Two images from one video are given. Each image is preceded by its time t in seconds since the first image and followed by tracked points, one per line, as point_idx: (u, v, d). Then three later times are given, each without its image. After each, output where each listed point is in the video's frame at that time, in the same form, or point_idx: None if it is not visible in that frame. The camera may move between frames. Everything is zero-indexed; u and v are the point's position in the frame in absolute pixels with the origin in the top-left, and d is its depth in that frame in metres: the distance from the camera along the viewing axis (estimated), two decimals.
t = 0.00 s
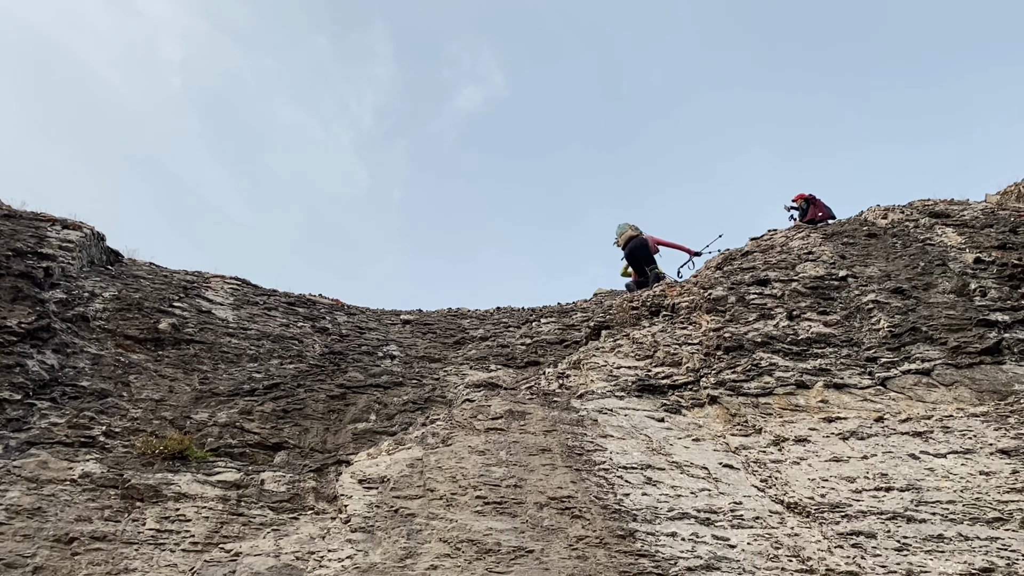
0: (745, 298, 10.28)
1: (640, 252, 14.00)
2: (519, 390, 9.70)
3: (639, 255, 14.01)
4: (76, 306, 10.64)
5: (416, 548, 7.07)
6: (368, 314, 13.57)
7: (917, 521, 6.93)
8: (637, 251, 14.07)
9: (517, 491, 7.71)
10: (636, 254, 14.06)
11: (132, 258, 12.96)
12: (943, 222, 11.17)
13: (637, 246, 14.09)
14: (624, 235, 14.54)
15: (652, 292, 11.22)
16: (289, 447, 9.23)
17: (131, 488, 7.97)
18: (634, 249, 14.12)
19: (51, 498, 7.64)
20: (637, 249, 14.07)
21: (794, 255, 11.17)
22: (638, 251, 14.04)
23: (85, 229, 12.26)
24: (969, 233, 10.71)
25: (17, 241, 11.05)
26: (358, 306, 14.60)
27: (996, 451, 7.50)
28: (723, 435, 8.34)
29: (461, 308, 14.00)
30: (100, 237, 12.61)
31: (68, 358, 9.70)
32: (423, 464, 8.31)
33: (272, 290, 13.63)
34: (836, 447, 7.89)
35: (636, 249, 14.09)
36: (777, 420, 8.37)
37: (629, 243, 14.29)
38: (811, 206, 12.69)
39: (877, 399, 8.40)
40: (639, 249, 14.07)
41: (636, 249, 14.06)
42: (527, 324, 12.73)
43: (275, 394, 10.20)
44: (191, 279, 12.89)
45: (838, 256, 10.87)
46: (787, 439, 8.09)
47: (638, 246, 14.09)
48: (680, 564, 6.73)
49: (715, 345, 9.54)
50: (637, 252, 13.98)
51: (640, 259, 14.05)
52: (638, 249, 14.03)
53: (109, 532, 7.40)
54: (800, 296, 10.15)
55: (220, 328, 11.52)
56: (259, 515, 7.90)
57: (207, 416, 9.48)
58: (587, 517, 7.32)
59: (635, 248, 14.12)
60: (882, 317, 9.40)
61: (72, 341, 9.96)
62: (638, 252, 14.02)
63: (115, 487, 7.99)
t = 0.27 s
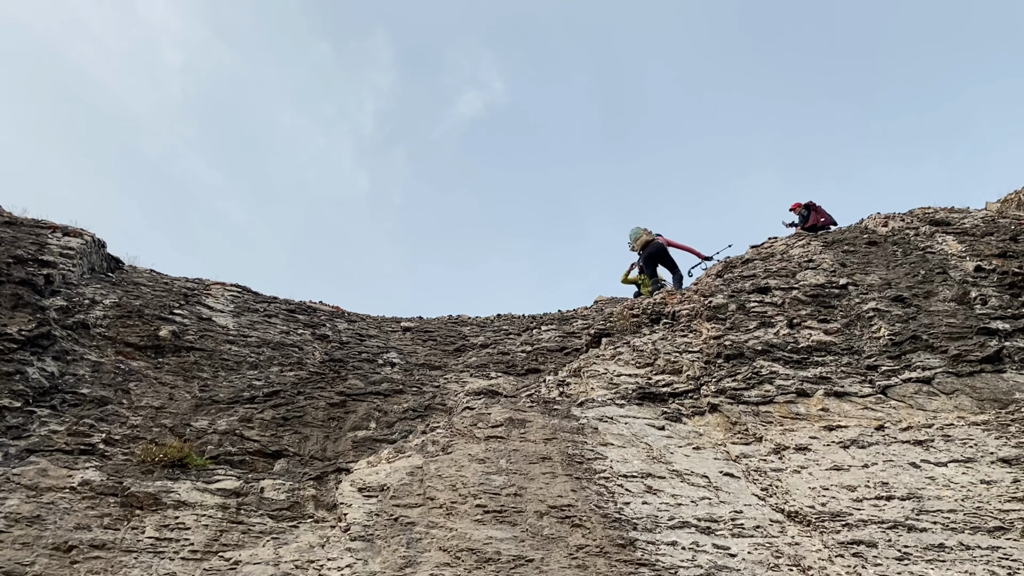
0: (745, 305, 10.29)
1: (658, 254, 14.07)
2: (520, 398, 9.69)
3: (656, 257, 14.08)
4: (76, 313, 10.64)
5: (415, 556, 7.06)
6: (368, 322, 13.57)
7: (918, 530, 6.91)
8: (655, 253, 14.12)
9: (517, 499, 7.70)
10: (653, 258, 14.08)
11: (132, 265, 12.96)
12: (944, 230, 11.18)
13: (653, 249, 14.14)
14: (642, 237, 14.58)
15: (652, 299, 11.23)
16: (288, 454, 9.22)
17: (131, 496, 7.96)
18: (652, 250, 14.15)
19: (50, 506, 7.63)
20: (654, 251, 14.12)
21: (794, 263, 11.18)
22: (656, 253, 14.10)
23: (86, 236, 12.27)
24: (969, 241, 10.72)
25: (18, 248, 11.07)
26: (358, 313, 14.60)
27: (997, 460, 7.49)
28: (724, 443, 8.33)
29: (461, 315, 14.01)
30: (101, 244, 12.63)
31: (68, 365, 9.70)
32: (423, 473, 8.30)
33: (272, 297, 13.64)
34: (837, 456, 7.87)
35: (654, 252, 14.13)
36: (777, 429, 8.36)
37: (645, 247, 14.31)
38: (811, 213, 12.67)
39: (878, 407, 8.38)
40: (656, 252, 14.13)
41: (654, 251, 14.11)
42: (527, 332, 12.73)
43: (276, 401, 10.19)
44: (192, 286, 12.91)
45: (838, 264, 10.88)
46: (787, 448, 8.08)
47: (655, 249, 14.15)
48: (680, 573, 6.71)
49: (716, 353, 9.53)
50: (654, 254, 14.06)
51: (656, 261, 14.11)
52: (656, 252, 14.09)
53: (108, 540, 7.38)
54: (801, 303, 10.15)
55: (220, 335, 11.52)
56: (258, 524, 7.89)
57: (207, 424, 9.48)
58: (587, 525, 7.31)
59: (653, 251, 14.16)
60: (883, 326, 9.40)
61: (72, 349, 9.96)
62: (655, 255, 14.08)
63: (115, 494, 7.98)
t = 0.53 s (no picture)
0: (748, 312, 10.28)
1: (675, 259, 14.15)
2: (522, 405, 9.68)
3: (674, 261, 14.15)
4: (79, 320, 10.66)
5: (417, 565, 7.05)
6: (371, 328, 13.58)
7: (921, 539, 6.89)
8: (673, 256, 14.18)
9: (519, 507, 7.69)
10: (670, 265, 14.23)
11: (135, 271, 12.98)
12: (946, 236, 11.17)
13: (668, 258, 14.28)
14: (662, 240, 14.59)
15: (655, 306, 11.23)
16: (290, 461, 9.21)
17: (133, 503, 7.96)
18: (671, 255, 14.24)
19: (52, 513, 7.63)
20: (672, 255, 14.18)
21: (796, 269, 11.17)
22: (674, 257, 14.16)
23: (89, 243, 12.30)
24: (972, 248, 10.71)
25: (21, 255, 11.09)
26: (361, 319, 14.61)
27: (1000, 468, 7.47)
28: (727, 451, 8.32)
29: (463, 321, 14.01)
30: (103, 250, 12.65)
31: (70, 372, 9.71)
32: (425, 480, 8.29)
33: (275, 304, 13.65)
34: (839, 463, 7.86)
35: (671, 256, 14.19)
36: (780, 436, 8.35)
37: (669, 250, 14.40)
38: (812, 219, 12.69)
39: (881, 415, 8.37)
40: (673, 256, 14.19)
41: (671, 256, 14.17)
42: (529, 338, 12.73)
43: (278, 408, 10.19)
44: (194, 292, 12.92)
45: (841, 271, 10.88)
46: (790, 455, 8.07)
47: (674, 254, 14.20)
48: None
49: (718, 360, 9.52)
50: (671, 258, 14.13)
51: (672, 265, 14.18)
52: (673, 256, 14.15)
53: (110, 548, 7.38)
54: (803, 311, 10.15)
55: (223, 342, 11.53)
56: (260, 531, 7.88)
57: (209, 431, 9.48)
58: (589, 534, 7.30)
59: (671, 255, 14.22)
60: (885, 333, 9.38)
61: (74, 355, 9.97)
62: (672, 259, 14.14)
63: (117, 502, 7.98)
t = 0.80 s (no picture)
0: (754, 316, 10.26)
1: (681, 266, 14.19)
2: (527, 409, 9.67)
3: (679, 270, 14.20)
4: (85, 323, 10.68)
5: (422, 567, 7.04)
6: (376, 331, 13.58)
7: (929, 543, 6.86)
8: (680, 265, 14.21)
9: (524, 511, 7.67)
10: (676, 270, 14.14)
11: (141, 274, 13.01)
12: (953, 240, 11.14)
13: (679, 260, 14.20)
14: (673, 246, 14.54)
15: (661, 310, 11.21)
16: (296, 464, 9.21)
17: (138, 506, 7.97)
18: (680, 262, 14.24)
19: (58, 515, 7.64)
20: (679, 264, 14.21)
21: (802, 273, 11.15)
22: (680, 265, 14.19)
23: (95, 246, 12.33)
24: (978, 252, 10.68)
25: (27, 258, 11.13)
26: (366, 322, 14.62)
27: (1008, 472, 7.44)
28: (732, 455, 8.30)
29: (468, 324, 14.01)
30: (109, 253, 12.68)
31: (76, 375, 9.73)
32: (430, 483, 8.29)
33: (280, 307, 13.67)
34: (846, 467, 7.83)
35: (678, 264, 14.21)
36: (786, 440, 8.32)
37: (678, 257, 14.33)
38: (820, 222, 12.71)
39: (888, 419, 8.34)
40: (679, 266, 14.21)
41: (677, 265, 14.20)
42: (534, 341, 12.72)
43: (283, 411, 10.20)
44: (199, 295, 12.95)
45: (847, 274, 10.86)
46: (796, 459, 8.04)
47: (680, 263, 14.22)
48: None
49: (724, 364, 9.51)
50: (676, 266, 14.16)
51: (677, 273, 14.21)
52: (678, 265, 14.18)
53: (115, 551, 7.39)
54: (810, 314, 10.13)
55: (228, 345, 11.54)
56: (265, 534, 7.88)
57: (214, 434, 9.49)
58: (595, 537, 7.28)
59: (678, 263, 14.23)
60: (892, 336, 9.36)
61: (80, 358, 9.99)
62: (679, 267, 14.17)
63: (123, 504, 7.99)
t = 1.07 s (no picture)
0: (759, 319, 10.24)
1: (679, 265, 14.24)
2: (532, 412, 9.66)
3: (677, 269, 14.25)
4: (91, 324, 10.72)
5: (428, 570, 7.05)
6: (380, 333, 13.59)
7: (935, 548, 6.84)
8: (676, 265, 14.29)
9: (529, 514, 7.67)
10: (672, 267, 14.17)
11: (147, 276, 13.05)
12: (959, 243, 11.11)
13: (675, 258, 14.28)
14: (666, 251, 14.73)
15: (666, 313, 11.20)
16: (300, 466, 9.23)
17: (144, 507, 7.99)
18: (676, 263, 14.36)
19: (65, 516, 7.66)
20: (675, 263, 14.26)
21: (807, 276, 11.13)
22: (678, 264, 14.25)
23: (101, 248, 12.38)
24: (985, 255, 10.65)
25: (34, 260, 11.17)
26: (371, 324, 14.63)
27: (1014, 476, 7.41)
28: (738, 458, 8.28)
29: (473, 327, 14.02)
30: (116, 255, 12.73)
31: (83, 377, 9.76)
32: (435, 486, 8.29)
33: (285, 308, 13.69)
34: (852, 471, 7.81)
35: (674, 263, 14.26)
36: (791, 444, 8.31)
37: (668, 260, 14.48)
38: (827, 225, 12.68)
39: (893, 423, 8.32)
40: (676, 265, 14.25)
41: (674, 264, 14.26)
42: (539, 344, 12.71)
43: (288, 413, 10.21)
44: (205, 297, 12.98)
45: (853, 278, 10.83)
46: (801, 463, 8.03)
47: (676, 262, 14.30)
48: None
49: (729, 367, 9.49)
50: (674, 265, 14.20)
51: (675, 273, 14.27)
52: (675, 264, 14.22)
53: (121, 552, 7.41)
54: (815, 317, 10.11)
55: (233, 347, 11.56)
56: (271, 536, 7.90)
57: (220, 436, 9.51)
58: (600, 540, 7.28)
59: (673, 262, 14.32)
60: (897, 340, 9.34)
61: (86, 360, 10.02)
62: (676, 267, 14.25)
63: (129, 506, 8.01)
